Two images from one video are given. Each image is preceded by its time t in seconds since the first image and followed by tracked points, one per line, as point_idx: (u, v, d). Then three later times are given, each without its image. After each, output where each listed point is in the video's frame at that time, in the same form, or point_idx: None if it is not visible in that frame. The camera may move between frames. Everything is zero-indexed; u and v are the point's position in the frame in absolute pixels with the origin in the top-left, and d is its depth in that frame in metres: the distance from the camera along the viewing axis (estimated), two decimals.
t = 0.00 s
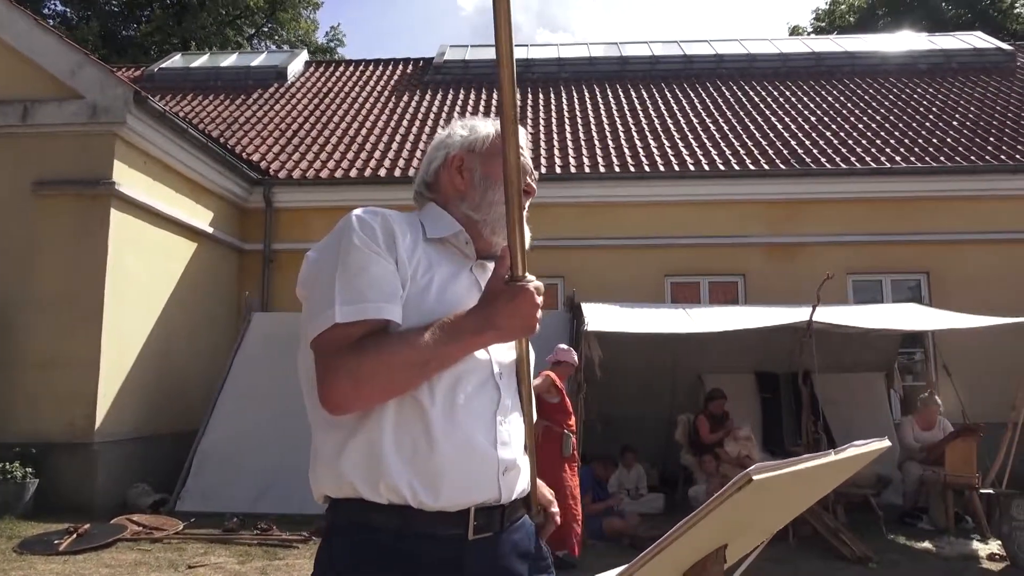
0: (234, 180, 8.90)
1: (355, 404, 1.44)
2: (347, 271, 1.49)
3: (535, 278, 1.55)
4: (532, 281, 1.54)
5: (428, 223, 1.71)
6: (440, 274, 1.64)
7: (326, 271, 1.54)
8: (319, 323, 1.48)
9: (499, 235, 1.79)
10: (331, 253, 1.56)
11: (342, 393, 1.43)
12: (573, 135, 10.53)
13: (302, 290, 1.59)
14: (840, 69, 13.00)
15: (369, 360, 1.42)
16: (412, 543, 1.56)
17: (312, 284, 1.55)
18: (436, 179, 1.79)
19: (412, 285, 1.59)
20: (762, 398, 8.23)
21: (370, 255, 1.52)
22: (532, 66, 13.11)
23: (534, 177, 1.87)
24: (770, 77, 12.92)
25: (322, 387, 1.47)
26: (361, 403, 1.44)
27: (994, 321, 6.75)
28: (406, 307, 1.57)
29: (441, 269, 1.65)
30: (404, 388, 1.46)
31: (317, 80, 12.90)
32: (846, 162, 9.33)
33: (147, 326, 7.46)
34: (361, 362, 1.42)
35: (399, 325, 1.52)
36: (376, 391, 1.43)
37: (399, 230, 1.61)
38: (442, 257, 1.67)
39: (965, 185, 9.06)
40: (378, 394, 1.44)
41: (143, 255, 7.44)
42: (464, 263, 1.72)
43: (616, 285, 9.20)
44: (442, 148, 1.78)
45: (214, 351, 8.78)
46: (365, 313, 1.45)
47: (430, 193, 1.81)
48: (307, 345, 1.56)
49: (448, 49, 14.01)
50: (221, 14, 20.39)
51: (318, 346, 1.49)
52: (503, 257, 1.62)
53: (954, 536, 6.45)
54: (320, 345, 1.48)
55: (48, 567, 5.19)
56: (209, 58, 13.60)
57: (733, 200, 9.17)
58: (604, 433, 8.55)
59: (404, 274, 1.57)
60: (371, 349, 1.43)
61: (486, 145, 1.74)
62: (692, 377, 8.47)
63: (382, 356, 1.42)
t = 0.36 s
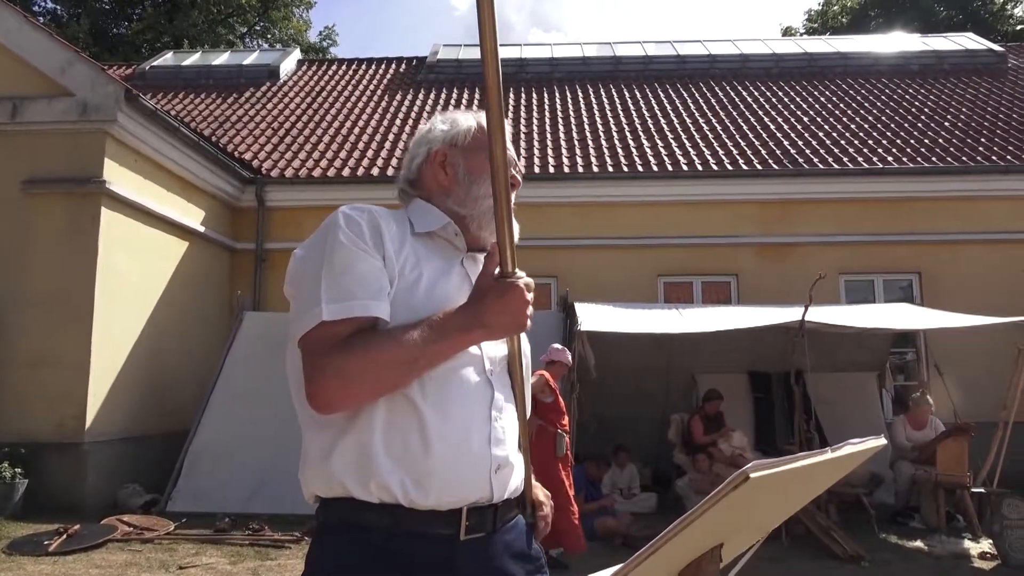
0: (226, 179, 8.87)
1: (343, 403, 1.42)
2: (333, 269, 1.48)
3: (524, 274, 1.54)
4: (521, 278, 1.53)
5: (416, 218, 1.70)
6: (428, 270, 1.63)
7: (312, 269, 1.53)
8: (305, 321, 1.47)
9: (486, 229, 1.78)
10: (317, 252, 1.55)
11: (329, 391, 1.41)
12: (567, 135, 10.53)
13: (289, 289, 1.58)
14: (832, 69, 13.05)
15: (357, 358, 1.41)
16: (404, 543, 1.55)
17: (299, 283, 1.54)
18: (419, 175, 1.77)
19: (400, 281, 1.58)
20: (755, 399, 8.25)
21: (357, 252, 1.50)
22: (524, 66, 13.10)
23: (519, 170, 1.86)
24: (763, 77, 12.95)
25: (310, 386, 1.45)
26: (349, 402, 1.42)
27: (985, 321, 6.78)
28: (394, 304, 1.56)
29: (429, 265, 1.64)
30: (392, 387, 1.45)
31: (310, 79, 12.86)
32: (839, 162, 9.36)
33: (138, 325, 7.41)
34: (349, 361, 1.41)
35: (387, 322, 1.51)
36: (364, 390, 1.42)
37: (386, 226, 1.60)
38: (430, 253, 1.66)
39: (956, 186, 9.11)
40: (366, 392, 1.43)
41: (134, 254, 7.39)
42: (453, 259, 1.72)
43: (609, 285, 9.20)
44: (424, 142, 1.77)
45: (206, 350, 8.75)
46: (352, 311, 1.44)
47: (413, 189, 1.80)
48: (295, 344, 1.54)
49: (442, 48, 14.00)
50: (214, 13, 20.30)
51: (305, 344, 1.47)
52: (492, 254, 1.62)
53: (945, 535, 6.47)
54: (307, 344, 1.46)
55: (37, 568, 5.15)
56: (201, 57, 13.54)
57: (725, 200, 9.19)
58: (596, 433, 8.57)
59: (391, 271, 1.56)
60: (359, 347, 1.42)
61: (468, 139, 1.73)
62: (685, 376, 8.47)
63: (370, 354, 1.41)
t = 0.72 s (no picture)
0: (219, 178, 8.84)
1: (332, 408, 1.42)
2: (316, 274, 1.48)
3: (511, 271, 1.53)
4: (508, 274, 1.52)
5: (401, 215, 1.70)
6: (416, 268, 1.63)
7: (299, 273, 1.52)
8: (292, 327, 1.47)
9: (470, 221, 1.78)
10: (303, 256, 1.54)
11: (317, 397, 1.41)
12: (561, 134, 10.53)
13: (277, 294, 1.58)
14: (825, 70, 13.10)
15: (344, 362, 1.40)
16: (399, 544, 1.55)
17: (286, 288, 1.53)
18: (399, 170, 1.77)
19: (387, 281, 1.58)
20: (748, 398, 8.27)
21: (341, 255, 1.50)
22: (518, 65, 13.10)
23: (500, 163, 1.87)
24: (756, 78, 12.98)
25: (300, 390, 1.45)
26: (338, 406, 1.42)
27: (978, 320, 6.81)
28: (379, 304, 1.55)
29: (417, 263, 1.64)
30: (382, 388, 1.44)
31: (303, 78, 12.83)
32: (831, 162, 9.40)
33: (131, 324, 7.38)
34: (336, 364, 1.40)
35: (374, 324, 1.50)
36: (352, 394, 1.41)
37: (371, 227, 1.59)
38: (416, 249, 1.66)
39: (947, 186, 9.15)
40: (356, 395, 1.42)
41: (127, 254, 7.36)
42: (439, 254, 1.72)
43: (603, 284, 9.21)
44: (402, 138, 1.77)
45: (199, 350, 8.72)
46: (338, 315, 1.43)
47: (395, 186, 1.80)
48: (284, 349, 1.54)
49: (436, 47, 13.99)
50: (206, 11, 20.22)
51: (293, 350, 1.47)
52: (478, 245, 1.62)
53: (937, 533, 6.50)
54: (294, 349, 1.46)
55: (28, 568, 5.13)
56: (194, 55, 13.49)
57: (718, 200, 9.21)
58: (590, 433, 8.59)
59: (377, 270, 1.55)
60: (346, 351, 1.41)
61: (446, 131, 1.74)
62: (679, 375, 8.48)
63: (357, 357, 1.40)
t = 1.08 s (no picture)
0: (211, 176, 8.80)
1: (320, 406, 1.40)
2: (301, 274, 1.47)
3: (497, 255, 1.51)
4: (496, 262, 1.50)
5: (385, 212, 1.69)
6: (402, 264, 1.62)
7: (282, 273, 1.51)
8: (276, 327, 1.46)
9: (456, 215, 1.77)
10: (286, 255, 1.53)
11: (305, 397, 1.39)
12: (555, 134, 10.51)
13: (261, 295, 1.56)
14: (819, 70, 13.13)
15: (330, 358, 1.39)
16: (387, 544, 1.54)
17: (270, 289, 1.52)
18: (384, 164, 1.76)
19: (374, 277, 1.57)
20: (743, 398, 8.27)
21: (325, 252, 1.48)
22: (513, 64, 13.08)
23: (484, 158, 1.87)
24: (751, 77, 12.99)
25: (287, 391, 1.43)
26: (328, 404, 1.40)
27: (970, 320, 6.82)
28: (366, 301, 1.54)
29: (402, 259, 1.63)
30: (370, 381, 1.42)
31: (297, 76, 12.79)
32: (825, 162, 9.41)
33: (123, 323, 7.34)
34: (322, 361, 1.39)
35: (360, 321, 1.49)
36: (340, 391, 1.40)
37: (355, 223, 1.58)
38: (400, 245, 1.65)
39: (940, 186, 9.18)
40: (344, 391, 1.41)
41: (119, 252, 7.32)
42: (424, 250, 1.71)
43: (597, 284, 9.20)
44: (385, 131, 1.75)
45: (192, 349, 8.68)
46: (323, 313, 1.42)
47: (378, 180, 1.78)
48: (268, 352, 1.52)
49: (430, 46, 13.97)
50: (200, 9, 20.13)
51: (279, 350, 1.46)
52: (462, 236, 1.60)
53: (930, 532, 6.52)
54: (280, 350, 1.45)
55: (19, 569, 5.09)
56: (187, 54, 13.44)
57: (713, 199, 9.21)
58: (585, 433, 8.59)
59: (363, 266, 1.54)
60: (332, 348, 1.40)
61: (431, 124, 1.73)
62: (673, 375, 8.47)
63: (343, 354, 1.39)
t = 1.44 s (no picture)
0: (206, 176, 8.78)
1: (308, 409, 1.40)
2: (284, 280, 1.47)
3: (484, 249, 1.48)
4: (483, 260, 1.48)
5: (368, 216, 1.69)
6: (387, 266, 1.63)
7: (266, 278, 1.51)
8: (262, 331, 1.46)
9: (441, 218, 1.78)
10: (270, 260, 1.53)
11: (293, 399, 1.39)
12: (550, 133, 10.52)
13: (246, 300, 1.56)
14: (813, 70, 13.17)
15: (316, 359, 1.39)
16: (380, 546, 1.55)
17: (254, 294, 1.52)
18: (370, 163, 1.75)
19: (359, 280, 1.57)
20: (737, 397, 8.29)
21: (308, 257, 1.49)
22: (507, 64, 13.09)
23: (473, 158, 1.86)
24: (745, 78, 13.02)
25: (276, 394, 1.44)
26: (316, 406, 1.41)
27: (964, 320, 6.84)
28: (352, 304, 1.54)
29: (388, 261, 1.64)
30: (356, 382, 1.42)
31: (292, 75, 12.77)
32: (819, 162, 9.43)
33: (117, 323, 7.32)
34: (309, 363, 1.39)
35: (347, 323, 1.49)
36: (328, 392, 1.40)
37: (338, 227, 1.58)
38: (384, 247, 1.66)
39: (933, 186, 9.22)
40: (332, 393, 1.41)
41: (113, 252, 7.30)
42: (409, 252, 1.72)
43: (592, 284, 9.21)
44: (373, 130, 1.74)
45: (186, 349, 8.66)
46: (309, 317, 1.42)
47: (365, 179, 1.78)
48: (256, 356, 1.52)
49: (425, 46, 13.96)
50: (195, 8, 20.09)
51: (267, 355, 1.46)
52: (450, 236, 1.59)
53: (923, 531, 6.54)
54: (267, 354, 1.45)
55: (12, 570, 5.08)
56: (181, 53, 13.41)
57: (707, 199, 9.23)
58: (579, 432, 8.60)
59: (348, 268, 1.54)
60: (318, 349, 1.40)
61: (419, 127, 1.71)
62: (667, 375, 8.49)
63: (329, 354, 1.39)
